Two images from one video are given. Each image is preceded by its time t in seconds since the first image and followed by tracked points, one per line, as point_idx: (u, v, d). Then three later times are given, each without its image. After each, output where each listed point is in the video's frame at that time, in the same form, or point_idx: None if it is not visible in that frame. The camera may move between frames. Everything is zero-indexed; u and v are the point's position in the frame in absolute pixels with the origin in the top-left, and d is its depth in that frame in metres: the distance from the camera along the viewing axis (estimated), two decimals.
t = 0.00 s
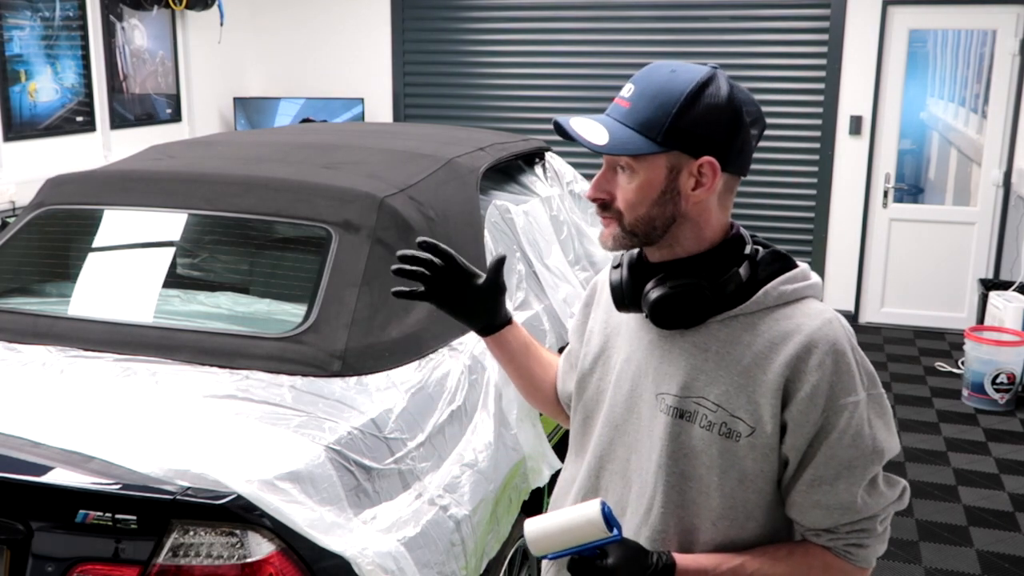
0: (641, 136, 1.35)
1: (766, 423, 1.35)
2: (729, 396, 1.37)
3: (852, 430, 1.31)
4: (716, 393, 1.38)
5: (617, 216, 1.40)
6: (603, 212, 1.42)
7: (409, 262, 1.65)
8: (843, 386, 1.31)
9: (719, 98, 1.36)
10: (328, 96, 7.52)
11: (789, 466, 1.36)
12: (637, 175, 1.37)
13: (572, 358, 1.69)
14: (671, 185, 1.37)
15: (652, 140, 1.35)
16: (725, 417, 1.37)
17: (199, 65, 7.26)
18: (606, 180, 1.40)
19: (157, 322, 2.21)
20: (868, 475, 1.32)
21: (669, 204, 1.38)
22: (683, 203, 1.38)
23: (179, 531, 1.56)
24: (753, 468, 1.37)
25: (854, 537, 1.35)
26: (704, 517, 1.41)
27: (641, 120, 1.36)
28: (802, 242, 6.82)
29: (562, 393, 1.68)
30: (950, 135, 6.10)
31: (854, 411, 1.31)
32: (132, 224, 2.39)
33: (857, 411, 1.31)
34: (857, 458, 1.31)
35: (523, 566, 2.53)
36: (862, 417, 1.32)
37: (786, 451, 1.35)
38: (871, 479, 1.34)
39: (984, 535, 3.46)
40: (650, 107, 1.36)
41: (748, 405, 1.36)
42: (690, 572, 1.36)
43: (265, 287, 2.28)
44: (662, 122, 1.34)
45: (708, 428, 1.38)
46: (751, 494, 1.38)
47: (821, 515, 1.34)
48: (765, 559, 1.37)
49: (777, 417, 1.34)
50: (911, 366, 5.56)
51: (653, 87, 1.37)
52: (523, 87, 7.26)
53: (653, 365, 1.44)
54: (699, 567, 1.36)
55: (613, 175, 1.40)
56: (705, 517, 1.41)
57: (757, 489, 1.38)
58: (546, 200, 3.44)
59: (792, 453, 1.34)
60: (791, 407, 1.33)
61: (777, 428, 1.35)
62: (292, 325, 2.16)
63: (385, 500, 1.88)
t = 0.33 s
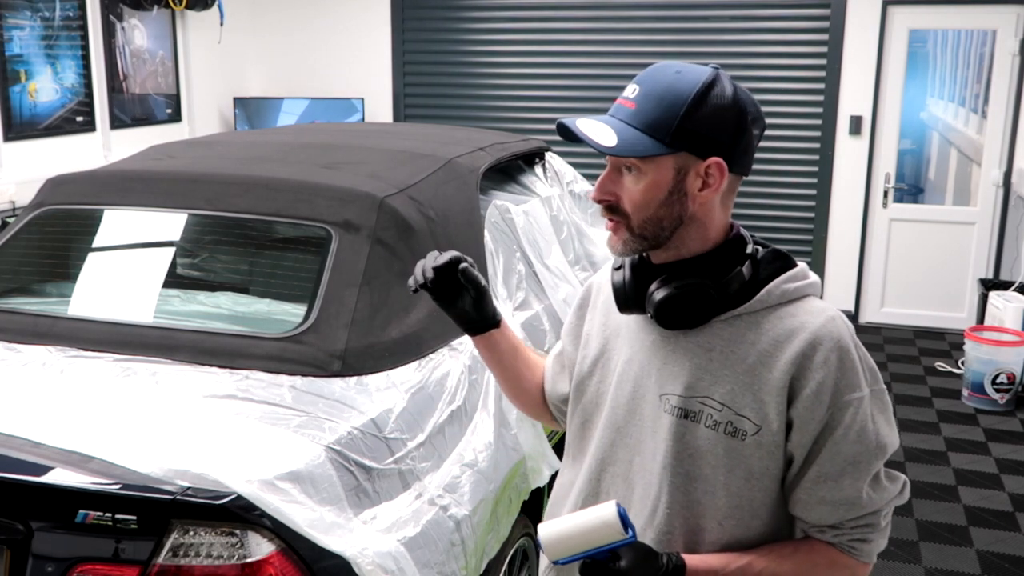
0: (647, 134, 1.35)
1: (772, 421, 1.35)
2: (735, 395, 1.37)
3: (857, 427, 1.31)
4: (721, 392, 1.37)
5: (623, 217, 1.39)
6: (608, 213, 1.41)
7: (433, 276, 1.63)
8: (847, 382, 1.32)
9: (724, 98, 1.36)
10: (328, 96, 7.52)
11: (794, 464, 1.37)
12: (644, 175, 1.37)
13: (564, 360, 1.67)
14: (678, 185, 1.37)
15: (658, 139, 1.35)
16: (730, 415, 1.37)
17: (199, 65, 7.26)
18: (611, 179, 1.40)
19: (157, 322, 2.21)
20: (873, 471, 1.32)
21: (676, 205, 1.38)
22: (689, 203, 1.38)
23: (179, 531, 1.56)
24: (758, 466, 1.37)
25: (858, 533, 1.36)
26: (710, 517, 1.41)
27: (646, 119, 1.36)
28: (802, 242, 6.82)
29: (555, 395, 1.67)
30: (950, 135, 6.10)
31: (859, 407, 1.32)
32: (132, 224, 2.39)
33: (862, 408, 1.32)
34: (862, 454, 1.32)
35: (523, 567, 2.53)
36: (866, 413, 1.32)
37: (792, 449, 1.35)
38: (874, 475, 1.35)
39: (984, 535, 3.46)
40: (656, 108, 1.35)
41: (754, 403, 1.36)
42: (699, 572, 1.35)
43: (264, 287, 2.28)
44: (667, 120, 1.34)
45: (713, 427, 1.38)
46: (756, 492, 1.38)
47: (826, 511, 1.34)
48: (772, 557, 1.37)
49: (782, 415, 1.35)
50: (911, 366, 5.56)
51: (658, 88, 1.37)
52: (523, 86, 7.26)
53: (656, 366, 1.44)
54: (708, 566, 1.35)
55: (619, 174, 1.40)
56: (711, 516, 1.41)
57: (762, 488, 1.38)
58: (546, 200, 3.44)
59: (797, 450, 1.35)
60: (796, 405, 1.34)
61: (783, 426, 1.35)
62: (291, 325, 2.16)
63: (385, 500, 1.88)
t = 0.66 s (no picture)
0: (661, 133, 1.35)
1: (781, 417, 1.35)
2: (744, 393, 1.36)
3: (864, 419, 1.33)
4: (730, 391, 1.36)
5: (637, 216, 1.38)
6: (618, 213, 1.41)
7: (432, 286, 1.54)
8: (852, 377, 1.34)
9: (733, 99, 1.37)
10: (328, 96, 7.53)
11: (801, 458, 1.37)
12: (657, 174, 1.36)
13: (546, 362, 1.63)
14: (691, 184, 1.37)
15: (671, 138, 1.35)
16: (740, 414, 1.36)
17: (199, 65, 7.27)
18: (621, 179, 1.39)
19: (157, 322, 2.21)
20: (877, 461, 1.35)
21: (688, 204, 1.37)
22: (700, 203, 1.38)
23: (179, 531, 1.56)
24: (768, 462, 1.37)
25: (862, 521, 1.38)
26: (720, 515, 1.40)
27: (658, 117, 1.35)
28: (802, 242, 6.82)
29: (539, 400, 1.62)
30: (950, 135, 6.10)
31: (864, 400, 1.34)
32: (132, 224, 2.39)
33: (866, 400, 1.34)
34: (868, 445, 1.34)
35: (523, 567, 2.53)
36: (869, 406, 1.35)
37: (800, 443, 1.36)
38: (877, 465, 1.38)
39: (984, 535, 3.46)
40: (668, 107, 1.35)
41: (764, 400, 1.35)
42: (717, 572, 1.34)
43: (265, 287, 2.28)
44: (679, 118, 1.34)
45: (723, 427, 1.37)
46: (766, 488, 1.38)
47: (833, 502, 1.36)
48: (785, 551, 1.37)
49: (792, 410, 1.35)
50: (911, 366, 5.56)
51: (668, 88, 1.37)
52: (523, 86, 7.26)
53: (661, 367, 1.41)
54: (728, 566, 1.35)
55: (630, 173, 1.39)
56: (721, 515, 1.40)
57: (771, 483, 1.38)
58: (546, 200, 3.44)
59: (806, 444, 1.36)
60: (806, 399, 1.34)
61: (792, 421, 1.35)
62: (291, 325, 2.16)
63: (385, 500, 1.88)
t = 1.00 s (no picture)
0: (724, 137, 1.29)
1: (786, 410, 1.34)
2: (748, 388, 1.35)
3: (861, 406, 1.35)
4: (734, 386, 1.35)
5: (692, 218, 1.31)
6: (671, 215, 1.30)
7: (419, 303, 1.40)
8: (850, 365, 1.35)
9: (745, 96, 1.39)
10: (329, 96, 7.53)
11: (803, 448, 1.37)
12: (714, 176, 1.31)
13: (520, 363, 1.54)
14: (729, 185, 1.34)
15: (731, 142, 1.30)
16: (744, 409, 1.35)
17: (199, 65, 7.26)
18: (675, 181, 1.30)
19: (157, 322, 2.21)
20: (874, 446, 1.37)
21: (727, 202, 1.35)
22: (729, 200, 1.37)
23: (179, 531, 1.56)
24: (772, 456, 1.36)
25: (861, 506, 1.39)
26: (727, 511, 1.38)
27: (719, 121, 1.29)
28: (802, 243, 6.83)
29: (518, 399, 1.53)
30: (950, 135, 6.09)
31: (861, 387, 1.35)
32: (132, 224, 2.39)
33: (864, 387, 1.36)
34: (866, 430, 1.36)
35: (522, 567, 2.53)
36: (865, 392, 1.36)
37: (804, 433, 1.36)
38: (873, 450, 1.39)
39: (984, 535, 3.46)
40: (722, 104, 1.30)
41: (768, 394, 1.34)
42: (734, 569, 1.32)
43: (265, 287, 2.29)
44: (733, 124, 1.30)
45: (728, 423, 1.35)
46: (772, 482, 1.37)
47: (835, 490, 1.37)
48: (791, 541, 1.37)
49: (795, 402, 1.35)
50: (911, 366, 5.56)
51: (710, 84, 1.31)
52: (523, 86, 7.26)
53: (662, 366, 1.38)
54: (743, 561, 1.33)
55: (682, 174, 1.31)
56: (728, 511, 1.38)
57: (777, 476, 1.37)
58: (546, 200, 3.44)
59: (809, 434, 1.36)
60: (809, 389, 1.34)
61: (795, 414, 1.35)
62: (292, 325, 2.16)
63: (385, 500, 1.88)
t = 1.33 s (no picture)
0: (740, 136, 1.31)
1: (787, 404, 1.34)
2: (750, 384, 1.34)
3: (857, 399, 1.36)
4: (736, 381, 1.34)
5: (720, 218, 1.30)
6: (701, 219, 1.29)
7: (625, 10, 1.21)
8: (846, 359, 1.36)
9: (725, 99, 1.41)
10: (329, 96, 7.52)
11: (802, 441, 1.38)
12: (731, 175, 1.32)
13: (504, 294, 1.50)
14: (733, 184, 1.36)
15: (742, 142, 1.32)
16: (747, 404, 1.34)
17: (199, 65, 7.27)
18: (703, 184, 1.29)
19: (157, 322, 2.21)
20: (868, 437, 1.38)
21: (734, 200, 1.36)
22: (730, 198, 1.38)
23: (179, 531, 1.56)
24: (774, 450, 1.36)
25: (857, 496, 1.41)
26: (730, 507, 1.38)
27: (732, 121, 1.31)
28: (802, 243, 6.82)
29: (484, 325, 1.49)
30: (950, 135, 6.09)
31: (857, 380, 1.36)
32: (132, 224, 2.39)
33: (859, 380, 1.37)
34: (860, 421, 1.37)
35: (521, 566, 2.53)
36: (860, 385, 1.37)
37: (803, 427, 1.36)
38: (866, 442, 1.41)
39: (984, 535, 3.46)
40: (726, 105, 1.32)
41: (770, 390, 1.34)
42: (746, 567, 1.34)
43: (265, 287, 2.28)
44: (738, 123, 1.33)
45: (732, 418, 1.35)
46: (773, 475, 1.37)
47: (832, 482, 1.38)
48: (793, 535, 1.37)
49: (797, 396, 1.34)
50: (911, 366, 5.56)
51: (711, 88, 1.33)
52: (523, 87, 7.26)
53: (663, 362, 1.37)
54: (753, 558, 1.34)
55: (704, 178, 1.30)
56: (731, 507, 1.38)
57: (778, 470, 1.37)
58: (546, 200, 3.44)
59: (808, 429, 1.36)
60: (809, 382, 1.34)
61: (796, 408, 1.35)
62: (292, 325, 2.16)
63: (385, 500, 1.88)
